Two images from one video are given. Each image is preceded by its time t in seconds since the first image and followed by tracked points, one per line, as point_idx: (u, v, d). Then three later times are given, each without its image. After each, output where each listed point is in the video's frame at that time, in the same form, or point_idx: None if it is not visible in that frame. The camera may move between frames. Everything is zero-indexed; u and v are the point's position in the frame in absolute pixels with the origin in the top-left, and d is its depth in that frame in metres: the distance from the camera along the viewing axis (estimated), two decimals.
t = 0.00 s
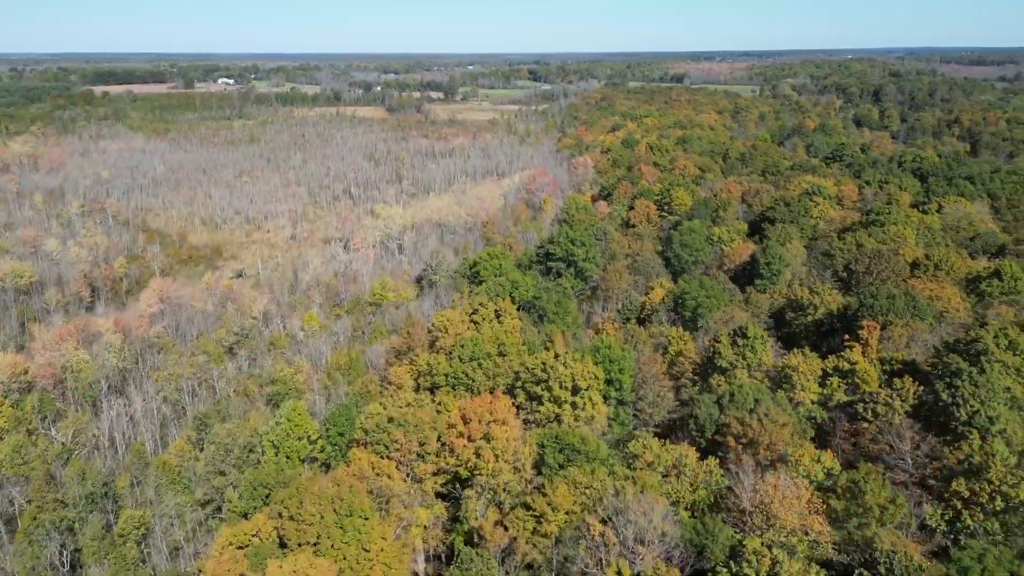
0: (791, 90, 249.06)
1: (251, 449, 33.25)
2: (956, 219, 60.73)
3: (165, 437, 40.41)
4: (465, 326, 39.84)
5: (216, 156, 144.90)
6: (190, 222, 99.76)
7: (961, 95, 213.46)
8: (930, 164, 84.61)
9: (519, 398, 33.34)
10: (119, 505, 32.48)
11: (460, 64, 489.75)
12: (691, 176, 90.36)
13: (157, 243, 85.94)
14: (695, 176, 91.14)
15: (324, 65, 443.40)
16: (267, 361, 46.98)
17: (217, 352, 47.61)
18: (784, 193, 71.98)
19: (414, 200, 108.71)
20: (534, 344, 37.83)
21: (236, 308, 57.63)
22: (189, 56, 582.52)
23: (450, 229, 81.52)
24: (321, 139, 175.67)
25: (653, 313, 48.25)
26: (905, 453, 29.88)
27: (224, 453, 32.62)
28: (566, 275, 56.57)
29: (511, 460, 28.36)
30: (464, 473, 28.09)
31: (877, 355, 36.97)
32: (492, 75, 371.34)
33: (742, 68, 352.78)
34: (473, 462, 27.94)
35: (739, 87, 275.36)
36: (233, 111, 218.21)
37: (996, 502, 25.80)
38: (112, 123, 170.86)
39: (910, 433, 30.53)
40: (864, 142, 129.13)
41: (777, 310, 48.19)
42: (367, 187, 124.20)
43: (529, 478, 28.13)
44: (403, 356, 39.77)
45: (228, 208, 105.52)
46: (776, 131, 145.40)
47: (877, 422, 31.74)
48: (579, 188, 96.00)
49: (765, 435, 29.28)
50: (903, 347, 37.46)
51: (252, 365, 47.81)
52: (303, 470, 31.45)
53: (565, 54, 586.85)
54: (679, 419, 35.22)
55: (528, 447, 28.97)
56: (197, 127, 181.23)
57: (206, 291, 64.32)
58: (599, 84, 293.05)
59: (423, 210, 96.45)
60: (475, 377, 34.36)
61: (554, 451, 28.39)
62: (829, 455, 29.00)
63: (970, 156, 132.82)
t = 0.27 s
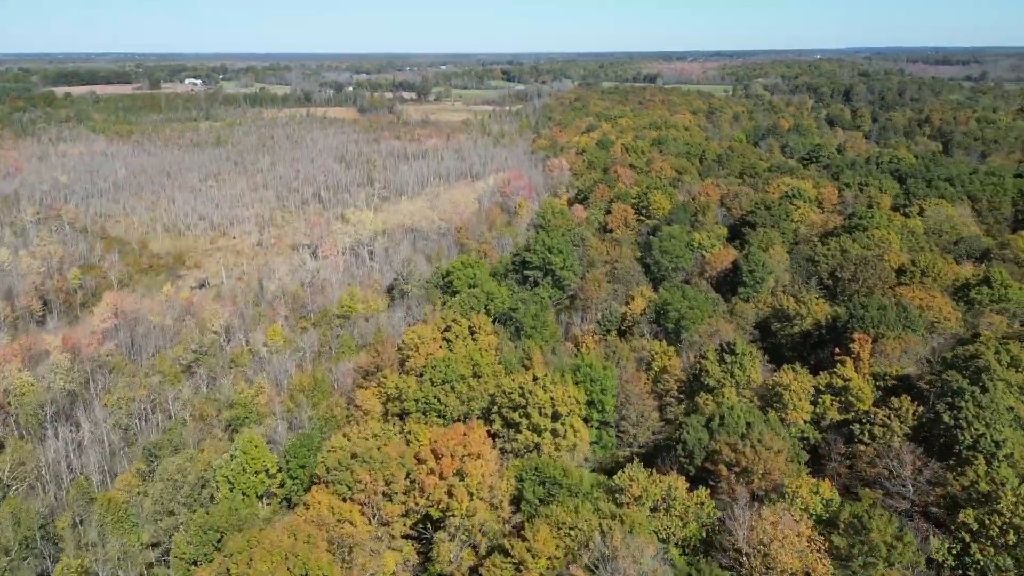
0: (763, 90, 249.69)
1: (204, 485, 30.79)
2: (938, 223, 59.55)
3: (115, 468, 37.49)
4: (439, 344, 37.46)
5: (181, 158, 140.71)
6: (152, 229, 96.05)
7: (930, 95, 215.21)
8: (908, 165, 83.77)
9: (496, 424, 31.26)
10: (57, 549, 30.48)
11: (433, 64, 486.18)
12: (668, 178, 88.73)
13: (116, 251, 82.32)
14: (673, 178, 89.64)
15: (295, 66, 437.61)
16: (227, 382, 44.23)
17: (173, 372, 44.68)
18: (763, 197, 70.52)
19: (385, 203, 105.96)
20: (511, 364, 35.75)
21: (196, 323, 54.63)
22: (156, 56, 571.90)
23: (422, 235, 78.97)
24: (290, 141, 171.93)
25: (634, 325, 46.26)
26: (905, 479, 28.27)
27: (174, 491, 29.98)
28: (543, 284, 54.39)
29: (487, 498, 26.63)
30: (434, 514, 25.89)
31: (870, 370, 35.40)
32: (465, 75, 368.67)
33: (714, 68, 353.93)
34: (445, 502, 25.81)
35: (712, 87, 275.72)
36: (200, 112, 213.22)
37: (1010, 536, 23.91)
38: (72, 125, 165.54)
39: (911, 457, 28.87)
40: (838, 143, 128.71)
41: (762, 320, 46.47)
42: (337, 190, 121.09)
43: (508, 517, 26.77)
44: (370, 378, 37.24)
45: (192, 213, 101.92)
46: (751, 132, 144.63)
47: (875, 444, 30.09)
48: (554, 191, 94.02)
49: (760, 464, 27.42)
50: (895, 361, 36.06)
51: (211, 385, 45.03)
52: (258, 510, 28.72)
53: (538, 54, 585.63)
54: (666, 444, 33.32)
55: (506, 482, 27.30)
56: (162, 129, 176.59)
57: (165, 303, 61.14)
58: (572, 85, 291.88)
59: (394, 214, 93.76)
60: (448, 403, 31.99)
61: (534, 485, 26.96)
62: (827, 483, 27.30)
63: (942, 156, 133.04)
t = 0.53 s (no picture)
0: (738, 90, 249.87)
1: (151, 531, 27.83)
2: (923, 227, 58.30)
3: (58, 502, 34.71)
4: (410, 365, 34.94)
5: (146, 161, 136.50)
6: (113, 236, 92.35)
7: (902, 95, 216.56)
8: (887, 167, 82.78)
9: (472, 457, 29.25)
10: None
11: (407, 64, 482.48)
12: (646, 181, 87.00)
13: (74, 261, 78.74)
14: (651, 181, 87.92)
15: (266, 65, 431.62)
16: (184, 406, 41.50)
17: (126, 395, 41.83)
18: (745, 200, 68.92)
19: (357, 208, 103.16)
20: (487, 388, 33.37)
21: (153, 339, 51.70)
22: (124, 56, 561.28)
23: (394, 241, 76.37)
24: (260, 143, 168.08)
25: (616, 338, 44.19)
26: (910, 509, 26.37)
27: (116, 537, 27.06)
28: (521, 295, 52.12)
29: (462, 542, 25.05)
30: (403, 564, 23.95)
31: (865, 388, 33.60)
32: (439, 75, 365.61)
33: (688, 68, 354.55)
34: (414, 551, 23.82)
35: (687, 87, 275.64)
36: (168, 114, 208.17)
37: None
38: (33, 128, 160.28)
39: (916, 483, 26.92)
40: (815, 144, 128.09)
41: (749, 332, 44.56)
42: (308, 193, 117.95)
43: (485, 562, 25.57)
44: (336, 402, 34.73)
45: (156, 219, 98.31)
46: (727, 132, 143.67)
47: (876, 469, 28.10)
48: (531, 195, 91.96)
49: (757, 496, 25.22)
50: (891, 378, 34.31)
51: (167, 409, 42.24)
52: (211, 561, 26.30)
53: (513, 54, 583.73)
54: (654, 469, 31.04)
55: (483, 524, 25.98)
56: (127, 131, 171.83)
57: (123, 318, 58.08)
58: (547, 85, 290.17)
59: (366, 219, 91.02)
60: (418, 433, 29.55)
61: (512, 526, 25.79)
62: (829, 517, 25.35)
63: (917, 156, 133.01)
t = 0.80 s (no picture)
0: (712, 91, 249.84)
1: None
2: (908, 231, 56.90)
3: None
4: (379, 389, 32.54)
5: (109, 165, 132.09)
6: (71, 244, 88.46)
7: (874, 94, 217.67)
8: (868, 168, 81.70)
9: (446, 496, 27.41)
10: None
11: (381, 64, 477.78)
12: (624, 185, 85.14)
13: (27, 271, 74.97)
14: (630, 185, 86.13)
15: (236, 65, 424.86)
16: (138, 432, 38.64)
17: (73, 422, 38.84)
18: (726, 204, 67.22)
19: (328, 213, 100.16)
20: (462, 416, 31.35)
21: (108, 358, 48.61)
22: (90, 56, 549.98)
23: (365, 247, 73.61)
24: (229, 145, 163.98)
25: (598, 353, 42.02)
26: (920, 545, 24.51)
27: None
28: (498, 306, 49.73)
29: None
30: None
31: (863, 408, 31.75)
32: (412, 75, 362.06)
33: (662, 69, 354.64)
34: None
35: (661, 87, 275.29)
36: (133, 116, 202.85)
37: None
38: None
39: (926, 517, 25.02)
40: (792, 145, 127.35)
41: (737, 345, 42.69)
42: (278, 197, 114.61)
43: None
44: (300, 430, 32.27)
45: (117, 226, 94.49)
46: (704, 133, 142.54)
47: (881, 500, 26.25)
48: (507, 199, 89.73)
49: (758, 537, 23.21)
50: (889, 398, 32.56)
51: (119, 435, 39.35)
52: None
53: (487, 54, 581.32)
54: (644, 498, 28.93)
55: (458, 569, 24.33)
56: (90, 133, 166.69)
57: (76, 334, 54.83)
58: (522, 86, 288.22)
59: (337, 225, 88.12)
60: (386, 470, 27.36)
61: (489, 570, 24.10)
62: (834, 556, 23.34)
63: (893, 157, 132.92)
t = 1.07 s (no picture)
0: (687, 91, 249.67)
1: None
2: (894, 235, 55.54)
3: None
4: (344, 418, 30.69)
5: (70, 168, 127.57)
6: (27, 254, 84.61)
7: (847, 94, 218.66)
8: (848, 171, 80.56)
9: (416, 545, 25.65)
10: None
11: (354, 64, 472.54)
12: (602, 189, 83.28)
13: None
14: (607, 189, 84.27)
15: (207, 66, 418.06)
16: (84, 465, 35.83)
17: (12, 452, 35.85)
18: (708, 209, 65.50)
19: (298, 218, 97.08)
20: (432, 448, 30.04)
21: (56, 380, 45.52)
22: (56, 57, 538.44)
23: (336, 255, 70.83)
24: (196, 148, 159.83)
25: (580, 370, 39.85)
26: None
27: None
28: (474, 319, 47.33)
29: None
30: None
31: (862, 429, 29.81)
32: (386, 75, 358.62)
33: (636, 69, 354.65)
34: None
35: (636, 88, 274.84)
36: (98, 118, 197.46)
37: None
38: None
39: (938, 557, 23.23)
40: (769, 147, 126.51)
41: (724, 359, 40.83)
42: (246, 202, 111.24)
43: None
44: (258, 464, 29.94)
45: (75, 233, 90.63)
46: (680, 134, 141.40)
47: (890, 537, 24.44)
48: (482, 203, 87.41)
49: None
50: (891, 417, 30.58)
51: (63, 467, 36.50)
52: None
53: (462, 55, 578.44)
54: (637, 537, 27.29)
55: None
56: (51, 136, 161.50)
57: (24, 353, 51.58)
58: (497, 86, 286.15)
59: (307, 231, 85.15)
60: (350, 516, 25.20)
61: None
62: None
63: (868, 157, 132.70)
